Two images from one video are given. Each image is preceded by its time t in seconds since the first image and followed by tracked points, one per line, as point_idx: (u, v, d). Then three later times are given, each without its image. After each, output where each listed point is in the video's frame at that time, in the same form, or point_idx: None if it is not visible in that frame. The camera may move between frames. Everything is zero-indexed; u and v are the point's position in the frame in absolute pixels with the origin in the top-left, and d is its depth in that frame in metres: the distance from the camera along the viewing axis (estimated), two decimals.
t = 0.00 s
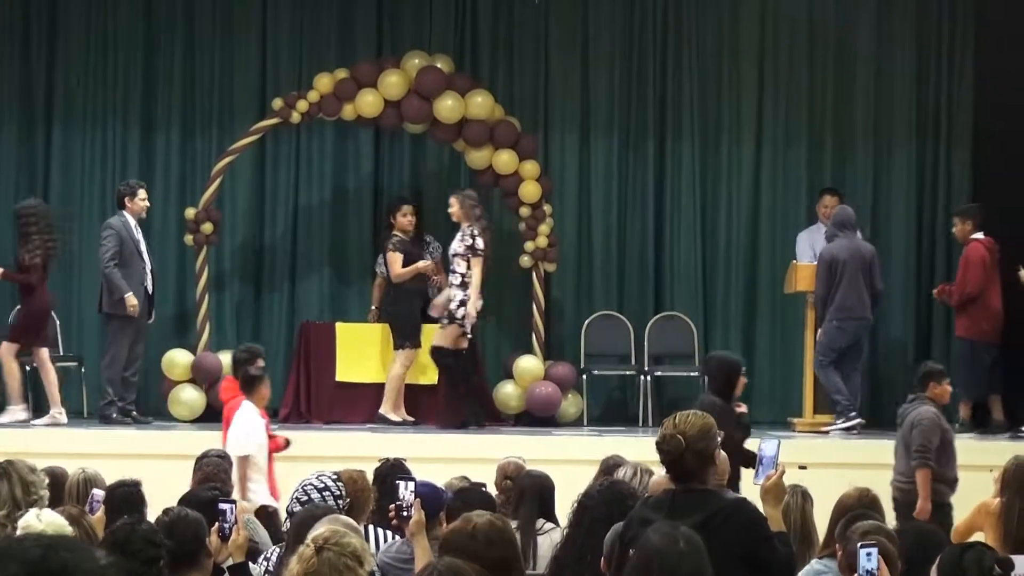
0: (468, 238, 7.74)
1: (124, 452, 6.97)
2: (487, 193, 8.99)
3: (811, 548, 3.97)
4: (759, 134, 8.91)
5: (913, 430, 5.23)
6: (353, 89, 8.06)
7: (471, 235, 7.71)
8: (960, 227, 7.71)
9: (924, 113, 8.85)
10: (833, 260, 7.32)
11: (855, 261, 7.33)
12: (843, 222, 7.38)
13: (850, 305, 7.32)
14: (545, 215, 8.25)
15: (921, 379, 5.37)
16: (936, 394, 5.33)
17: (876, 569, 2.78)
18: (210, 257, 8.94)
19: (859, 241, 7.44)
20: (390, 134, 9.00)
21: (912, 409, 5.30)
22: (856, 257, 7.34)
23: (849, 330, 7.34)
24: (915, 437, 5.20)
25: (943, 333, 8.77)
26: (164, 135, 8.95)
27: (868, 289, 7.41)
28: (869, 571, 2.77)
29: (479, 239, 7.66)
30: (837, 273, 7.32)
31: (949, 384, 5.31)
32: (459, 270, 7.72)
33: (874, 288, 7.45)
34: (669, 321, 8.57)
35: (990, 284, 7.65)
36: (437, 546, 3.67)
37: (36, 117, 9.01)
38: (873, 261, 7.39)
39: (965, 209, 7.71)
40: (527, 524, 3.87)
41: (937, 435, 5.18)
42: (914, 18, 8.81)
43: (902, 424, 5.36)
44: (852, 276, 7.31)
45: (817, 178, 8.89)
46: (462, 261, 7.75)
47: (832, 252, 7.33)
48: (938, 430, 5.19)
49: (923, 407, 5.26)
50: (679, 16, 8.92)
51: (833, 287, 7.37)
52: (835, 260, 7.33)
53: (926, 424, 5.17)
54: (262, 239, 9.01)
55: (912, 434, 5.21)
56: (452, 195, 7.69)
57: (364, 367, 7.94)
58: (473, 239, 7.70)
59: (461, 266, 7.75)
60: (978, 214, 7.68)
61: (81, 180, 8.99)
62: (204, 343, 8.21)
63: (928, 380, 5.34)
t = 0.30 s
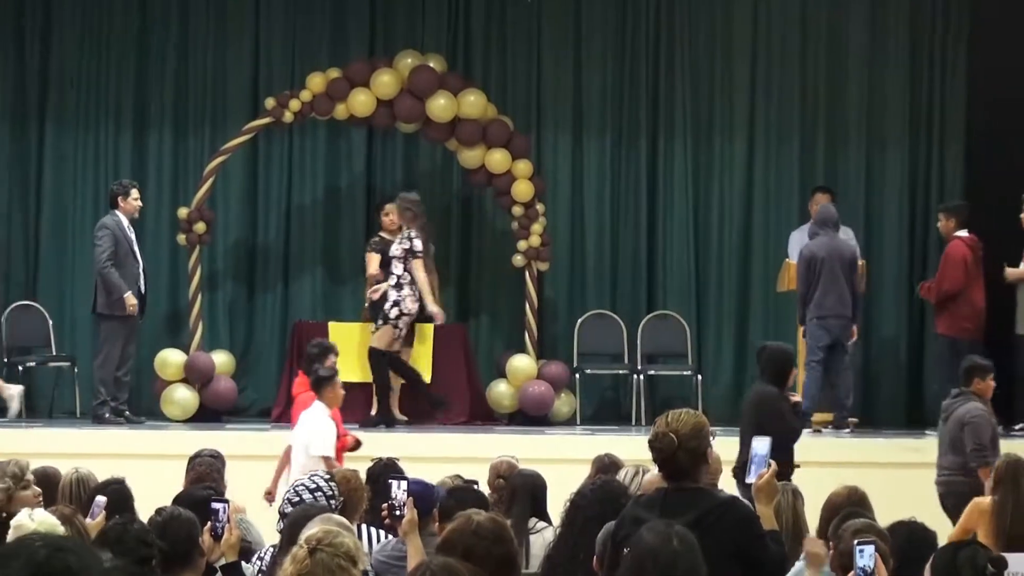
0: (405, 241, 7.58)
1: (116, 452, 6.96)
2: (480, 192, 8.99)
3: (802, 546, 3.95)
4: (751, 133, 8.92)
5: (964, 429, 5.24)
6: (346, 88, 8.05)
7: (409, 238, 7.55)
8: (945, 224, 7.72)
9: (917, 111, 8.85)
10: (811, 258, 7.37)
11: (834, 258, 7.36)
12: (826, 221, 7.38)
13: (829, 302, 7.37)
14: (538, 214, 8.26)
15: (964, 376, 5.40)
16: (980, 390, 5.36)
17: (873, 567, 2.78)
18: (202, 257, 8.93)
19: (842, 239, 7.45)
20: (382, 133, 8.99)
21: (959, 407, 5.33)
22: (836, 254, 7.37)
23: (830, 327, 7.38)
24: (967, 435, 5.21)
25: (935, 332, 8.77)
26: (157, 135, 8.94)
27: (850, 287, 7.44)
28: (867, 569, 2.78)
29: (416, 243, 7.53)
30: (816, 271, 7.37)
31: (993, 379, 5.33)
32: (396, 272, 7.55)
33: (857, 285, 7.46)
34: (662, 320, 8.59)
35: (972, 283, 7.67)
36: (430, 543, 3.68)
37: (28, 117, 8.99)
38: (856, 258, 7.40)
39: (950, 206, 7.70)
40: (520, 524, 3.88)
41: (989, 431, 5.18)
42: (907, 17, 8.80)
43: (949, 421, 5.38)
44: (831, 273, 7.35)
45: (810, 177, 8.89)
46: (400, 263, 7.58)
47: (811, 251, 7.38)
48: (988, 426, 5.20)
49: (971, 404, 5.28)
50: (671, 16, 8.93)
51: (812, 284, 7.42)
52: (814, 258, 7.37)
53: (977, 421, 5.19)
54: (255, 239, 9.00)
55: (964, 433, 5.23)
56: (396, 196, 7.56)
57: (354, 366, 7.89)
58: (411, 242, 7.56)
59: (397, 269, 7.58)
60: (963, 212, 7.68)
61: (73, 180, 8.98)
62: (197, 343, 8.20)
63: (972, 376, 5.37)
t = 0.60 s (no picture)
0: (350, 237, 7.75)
1: (111, 452, 6.96)
2: (474, 192, 9.00)
3: (796, 543, 3.96)
4: (745, 131, 8.93)
5: (1003, 431, 5.28)
6: (340, 88, 8.05)
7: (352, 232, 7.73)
8: (933, 221, 7.80)
9: (910, 110, 8.84)
10: (788, 255, 7.39)
11: (811, 256, 7.35)
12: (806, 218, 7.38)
13: (808, 300, 7.39)
14: (532, 213, 8.26)
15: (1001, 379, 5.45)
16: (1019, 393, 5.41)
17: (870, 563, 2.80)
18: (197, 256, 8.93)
19: (823, 236, 7.44)
20: (376, 134, 9.00)
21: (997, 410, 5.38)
22: (814, 252, 7.36)
23: (808, 324, 7.41)
24: (1008, 438, 5.25)
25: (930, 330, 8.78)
26: (151, 135, 8.94)
27: (831, 284, 7.41)
28: (863, 567, 2.79)
29: (356, 236, 7.68)
30: (794, 268, 7.39)
31: None
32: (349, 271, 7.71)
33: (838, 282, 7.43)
34: (656, 320, 8.60)
35: (960, 281, 7.70)
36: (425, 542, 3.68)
37: (22, 118, 8.98)
38: (835, 256, 7.38)
39: (938, 205, 7.78)
40: (515, 522, 3.88)
41: None
42: (901, 17, 8.79)
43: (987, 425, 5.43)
44: (807, 271, 7.35)
45: (804, 176, 8.88)
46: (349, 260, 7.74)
47: (788, 248, 7.40)
48: None
49: (1009, 407, 5.33)
50: (665, 16, 8.93)
51: (791, 281, 7.44)
52: (792, 256, 7.39)
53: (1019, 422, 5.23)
54: (249, 238, 9.00)
55: (1004, 438, 5.28)
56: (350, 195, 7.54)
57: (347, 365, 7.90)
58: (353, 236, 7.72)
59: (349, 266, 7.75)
60: (951, 210, 7.76)
61: (68, 181, 8.98)
62: (191, 342, 8.21)
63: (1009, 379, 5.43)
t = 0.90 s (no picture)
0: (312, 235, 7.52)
1: (108, 451, 6.96)
2: (472, 192, 9.00)
3: (795, 544, 3.97)
4: (743, 132, 8.92)
5: None
6: (337, 88, 8.05)
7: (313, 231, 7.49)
8: (923, 223, 7.84)
9: (908, 111, 8.84)
10: (774, 257, 7.41)
11: (796, 257, 7.35)
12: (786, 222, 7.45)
13: (794, 301, 7.41)
14: (529, 214, 8.26)
15: None
16: None
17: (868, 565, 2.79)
18: (194, 256, 8.93)
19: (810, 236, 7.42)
20: (374, 134, 9.00)
21: None
22: (799, 253, 7.36)
23: (795, 325, 7.43)
24: None
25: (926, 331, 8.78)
26: (148, 134, 8.93)
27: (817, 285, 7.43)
28: (860, 569, 2.78)
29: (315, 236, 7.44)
30: (779, 269, 7.42)
31: None
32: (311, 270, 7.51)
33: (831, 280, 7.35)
34: (653, 320, 8.60)
35: (952, 283, 7.74)
36: (420, 542, 3.68)
37: (20, 117, 8.98)
38: (822, 255, 7.32)
39: (928, 206, 7.83)
40: (512, 522, 3.89)
41: None
42: (899, 18, 8.79)
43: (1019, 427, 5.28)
44: (793, 272, 7.37)
45: (802, 177, 8.89)
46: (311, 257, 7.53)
47: (774, 249, 7.42)
48: None
49: None
50: (664, 17, 8.94)
51: (777, 282, 7.47)
52: (777, 257, 7.42)
53: None
54: (247, 238, 9.00)
55: None
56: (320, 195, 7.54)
57: (345, 365, 7.92)
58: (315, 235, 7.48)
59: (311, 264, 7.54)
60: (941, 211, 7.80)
61: (65, 181, 8.97)
62: (188, 342, 8.20)
63: None
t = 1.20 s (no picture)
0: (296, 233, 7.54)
1: (106, 451, 6.96)
2: (472, 193, 9.01)
3: (792, 546, 3.97)
4: (743, 136, 8.93)
5: None
6: (338, 89, 8.05)
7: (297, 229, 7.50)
8: (911, 228, 7.81)
9: (909, 115, 8.84)
10: (761, 262, 7.41)
11: (783, 261, 7.36)
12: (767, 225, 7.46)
13: (782, 306, 7.41)
14: (529, 216, 8.27)
15: None
16: None
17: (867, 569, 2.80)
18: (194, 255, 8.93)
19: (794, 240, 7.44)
20: (374, 135, 9.01)
21: None
22: (786, 257, 7.36)
23: (784, 329, 7.43)
24: None
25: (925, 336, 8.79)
26: (149, 134, 8.94)
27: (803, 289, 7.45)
28: (858, 572, 2.79)
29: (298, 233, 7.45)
30: (766, 274, 7.41)
31: None
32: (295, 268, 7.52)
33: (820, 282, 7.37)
34: (651, 323, 8.60)
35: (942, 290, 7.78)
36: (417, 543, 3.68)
37: (20, 115, 8.98)
38: (808, 257, 7.33)
39: (916, 211, 7.81)
40: (509, 523, 3.89)
41: None
42: (900, 21, 8.79)
43: None
44: (780, 277, 7.37)
45: (801, 181, 8.90)
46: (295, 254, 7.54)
47: (760, 254, 7.41)
48: None
49: None
50: (664, 19, 8.95)
51: (765, 287, 7.47)
52: (764, 263, 7.41)
53: None
54: (247, 238, 9.00)
55: None
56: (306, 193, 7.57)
57: (343, 366, 7.93)
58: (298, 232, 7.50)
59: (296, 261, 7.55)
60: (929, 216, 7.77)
61: (65, 180, 8.97)
62: (187, 341, 8.21)
63: None
